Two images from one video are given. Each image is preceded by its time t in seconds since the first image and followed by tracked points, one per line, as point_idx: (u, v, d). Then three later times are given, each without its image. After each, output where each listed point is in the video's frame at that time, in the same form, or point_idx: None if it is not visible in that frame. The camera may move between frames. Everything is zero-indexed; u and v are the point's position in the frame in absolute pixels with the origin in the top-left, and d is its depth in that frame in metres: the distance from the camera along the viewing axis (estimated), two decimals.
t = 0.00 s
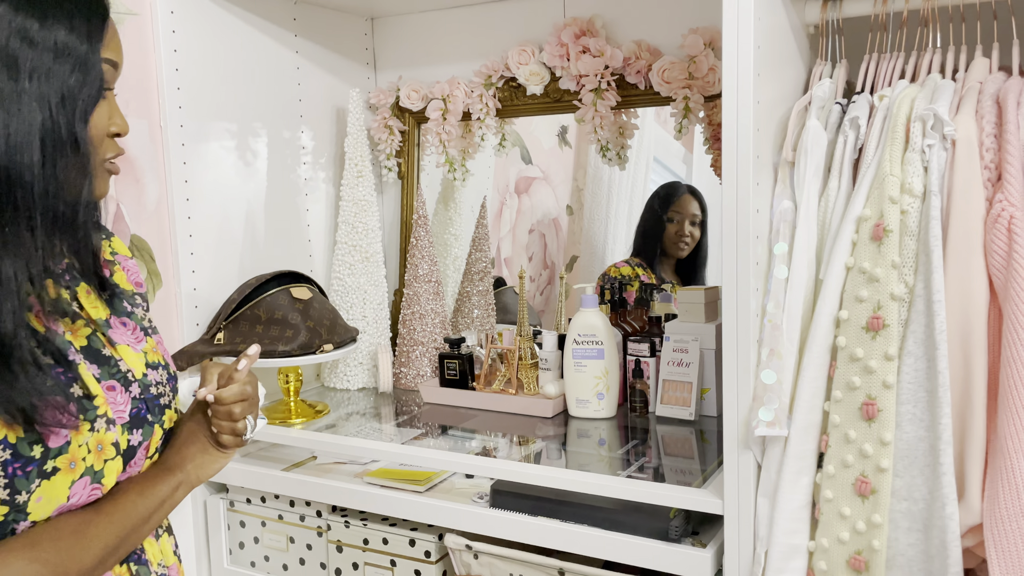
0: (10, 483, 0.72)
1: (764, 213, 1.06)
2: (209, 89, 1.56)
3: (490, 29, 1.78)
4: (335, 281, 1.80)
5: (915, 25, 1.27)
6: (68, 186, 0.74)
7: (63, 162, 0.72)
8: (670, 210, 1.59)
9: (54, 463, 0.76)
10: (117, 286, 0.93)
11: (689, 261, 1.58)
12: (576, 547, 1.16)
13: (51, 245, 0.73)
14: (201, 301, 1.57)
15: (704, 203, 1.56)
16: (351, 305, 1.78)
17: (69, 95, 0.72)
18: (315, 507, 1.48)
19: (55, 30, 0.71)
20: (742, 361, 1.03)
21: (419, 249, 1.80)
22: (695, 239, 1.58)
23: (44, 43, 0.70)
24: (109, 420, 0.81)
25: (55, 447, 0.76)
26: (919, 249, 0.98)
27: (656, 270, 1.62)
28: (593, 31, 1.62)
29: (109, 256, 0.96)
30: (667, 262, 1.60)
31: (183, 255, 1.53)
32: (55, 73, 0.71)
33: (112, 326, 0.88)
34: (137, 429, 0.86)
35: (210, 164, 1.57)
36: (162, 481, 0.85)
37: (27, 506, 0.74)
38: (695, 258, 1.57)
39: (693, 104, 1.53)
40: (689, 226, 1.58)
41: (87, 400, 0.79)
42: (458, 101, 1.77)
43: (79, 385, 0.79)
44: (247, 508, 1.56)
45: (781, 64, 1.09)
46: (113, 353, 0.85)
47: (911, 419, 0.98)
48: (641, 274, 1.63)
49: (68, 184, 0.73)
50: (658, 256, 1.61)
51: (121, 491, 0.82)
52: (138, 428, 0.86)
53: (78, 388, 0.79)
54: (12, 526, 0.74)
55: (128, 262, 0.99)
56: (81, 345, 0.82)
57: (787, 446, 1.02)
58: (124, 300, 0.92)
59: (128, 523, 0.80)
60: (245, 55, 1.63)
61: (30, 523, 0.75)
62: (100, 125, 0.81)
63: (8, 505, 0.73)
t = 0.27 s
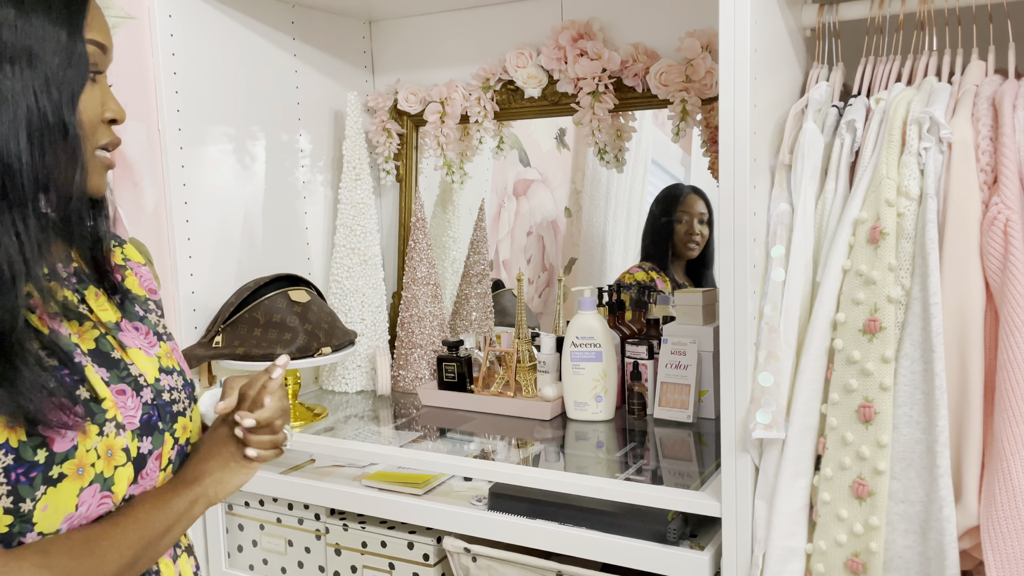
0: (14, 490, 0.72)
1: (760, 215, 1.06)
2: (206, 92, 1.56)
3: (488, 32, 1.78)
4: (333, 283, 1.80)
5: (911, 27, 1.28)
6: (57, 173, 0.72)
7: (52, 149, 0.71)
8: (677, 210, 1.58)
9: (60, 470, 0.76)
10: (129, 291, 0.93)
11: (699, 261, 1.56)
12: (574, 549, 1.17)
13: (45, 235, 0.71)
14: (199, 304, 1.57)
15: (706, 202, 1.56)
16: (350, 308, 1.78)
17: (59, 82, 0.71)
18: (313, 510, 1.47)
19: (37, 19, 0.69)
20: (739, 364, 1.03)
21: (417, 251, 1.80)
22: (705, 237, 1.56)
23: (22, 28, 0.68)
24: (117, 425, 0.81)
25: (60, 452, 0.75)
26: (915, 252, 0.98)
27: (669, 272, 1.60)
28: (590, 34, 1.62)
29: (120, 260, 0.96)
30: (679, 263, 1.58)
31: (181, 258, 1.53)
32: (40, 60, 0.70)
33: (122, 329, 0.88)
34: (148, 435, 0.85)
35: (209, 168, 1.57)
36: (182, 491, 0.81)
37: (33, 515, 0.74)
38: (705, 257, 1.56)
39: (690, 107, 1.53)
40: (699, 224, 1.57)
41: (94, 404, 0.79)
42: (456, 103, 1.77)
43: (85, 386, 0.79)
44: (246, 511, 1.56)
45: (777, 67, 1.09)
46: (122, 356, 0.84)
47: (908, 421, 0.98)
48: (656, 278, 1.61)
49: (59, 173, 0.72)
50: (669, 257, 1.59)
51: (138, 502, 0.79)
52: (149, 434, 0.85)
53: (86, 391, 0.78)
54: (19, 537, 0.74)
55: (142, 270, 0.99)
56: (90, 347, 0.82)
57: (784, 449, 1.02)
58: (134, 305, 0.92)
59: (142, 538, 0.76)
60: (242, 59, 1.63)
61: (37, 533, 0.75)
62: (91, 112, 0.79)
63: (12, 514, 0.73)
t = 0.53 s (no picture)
0: (31, 497, 0.71)
1: (758, 217, 1.06)
2: (205, 95, 1.56)
3: (487, 34, 1.78)
4: (332, 286, 1.80)
5: (908, 30, 1.28)
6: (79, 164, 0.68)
7: (75, 135, 0.67)
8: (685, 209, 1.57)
9: (80, 476, 0.75)
10: (151, 289, 0.93)
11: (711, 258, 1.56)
12: (573, 551, 1.17)
13: (68, 224, 0.68)
14: (198, 307, 1.57)
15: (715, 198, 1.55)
16: (348, 310, 1.78)
17: (76, 71, 0.68)
18: (312, 512, 1.47)
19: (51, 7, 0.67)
20: (738, 365, 1.03)
21: (416, 253, 1.80)
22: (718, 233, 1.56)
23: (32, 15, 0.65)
24: (138, 430, 0.80)
25: (80, 458, 0.74)
26: (912, 253, 0.99)
27: (684, 271, 1.59)
28: (588, 36, 1.63)
29: (142, 258, 0.96)
30: (693, 262, 1.57)
31: (181, 261, 1.53)
32: (56, 48, 0.67)
33: (144, 329, 0.87)
34: (166, 440, 0.84)
35: (207, 171, 1.58)
36: (205, 505, 0.77)
37: (49, 523, 0.73)
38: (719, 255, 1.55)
39: (688, 109, 1.54)
40: (708, 220, 1.56)
41: (116, 407, 0.78)
42: (454, 106, 1.77)
43: (108, 389, 0.77)
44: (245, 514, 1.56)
45: (774, 69, 1.10)
46: (144, 358, 0.84)
47: (906, 422, 0.98)
48: (673, 277, 1.60)
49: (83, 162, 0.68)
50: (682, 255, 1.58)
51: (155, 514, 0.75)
52: (167, 440, 0.84)
53: (108, 394, 0.77)
54: (35, 546, 0.73)
55: (163, 266, 0.99)
56: (110, 347, 0.81)
57: (783, 450, 1.02)
58: (158, 303, 0.92)
59: (157, 553, 0.72)
60: (241, 61, 1.63)
61: (54, 542, 0.74)
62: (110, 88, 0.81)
63: (28, 523, 0.72)
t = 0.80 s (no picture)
0: (47, 506, 0.73)
1: (755, 218, 1.07)
2: (202, 98, 1.56)
3: (484, 37, 1.79)
4: (330, 288, 1.80)
5: (904, 32, 1.29)
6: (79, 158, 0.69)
7: (98, 139, 0.71)
8: (678, 213, 1.57)
9: (93, 483, 0.76)
10: (142, 291, 0.92)
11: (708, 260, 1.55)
12: (571, 552, 1.17)
13: (92, 224, 0.71)
14: (196, 309, 1.57)
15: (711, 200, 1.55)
16: (347, 312, 1.79)
17: (95, 75, 0.72)
18: (311, 514, 1.48)
19: (71, 11, 0.69)
20: (734, 367, 1.03)
21: (414, 255, 1.80)
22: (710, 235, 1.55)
23: (55, 16, 0.68)
24: (146, 437, 0.81)
25: (95, 466, 0.76)
26: (908, 255, 0.99)
27: (683, 275, 1.58)
28: (586, 38, 1.63)
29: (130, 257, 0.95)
30: (691, 265, 1.57)
31: (179, 263, 1.53)
32: (79, 53, 0.69)
33: (143, 333, 0.88)
34: (167, 445, 0.86)
35: (205, 173, 1.58)
36: (192, 506, 0.74)
37: (61, 531, 0.75)
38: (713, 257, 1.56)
39: (686, 110, 1.54)
40: (699, 224, 1.56)
41: (127, 415, 0.79)
42: (453, 108, 1.77)
43: (120, 397, 0.79)
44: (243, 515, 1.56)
45: (770, 71, 1.10)
46: (147, 363, 0.85)
47: (902, 423, 0.99)
48: (669, 278, 1.59)
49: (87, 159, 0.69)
50: (676, 259, 1.58)
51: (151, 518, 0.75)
52: (168, 444, 0.86)
53: (120, 402, 0.79)
54: (45, 553, 0.75)
55: (150, 266, 1.00)
56: (117, 354, 0.82)
57: (780, 450, 1.03)
58: (150, 305, 0.92)
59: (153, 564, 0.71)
60: (240, 63, 1.63)
61: (62, 548, 0.76)
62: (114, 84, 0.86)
63: (42, 531, 0.73)
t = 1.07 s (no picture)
0: (16, 509, 0.79)
1: (750, 219, 1.07)
2: (199, 99, 1.56)
3: (480, 37, 1.79)
4: (327, 289, 1.80)
5: (898, 32, 1.29)
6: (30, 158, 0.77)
7: (60, 155, 0.80)
8: (663, 216, 1.59)
9: (57, 486, 0.82)
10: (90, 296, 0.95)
11: (689, 263, 1.58)
12: (567, 552, 1.17)
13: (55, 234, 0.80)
14: (193, 310, 1.57)
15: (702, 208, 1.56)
16: (344, 313, 1.78)
17: (61, 96, 0.80)
18: (308, 514, 1.48)
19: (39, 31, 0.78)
20: (729, 367, 1.03)
21: (411, 256, 1.80)
22: (691, 241, 1.58)
23: (24, 46, 0.77)
24: (104, 438, 0.87)
25: (57, 470, 0.82)
26: (902, 256, 0.99)
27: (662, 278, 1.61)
28: (582, 38, 1.63)
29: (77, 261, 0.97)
30: (671, 268, 1.59)
31: (175, 264, 1.53)
32: (48, 78, 0.78)
33: (92, 338, 0.91)
34: (128, 444, 0.91)
35: (202, 173, 1.58)
36: (153, 496, 0.88)
37: (30, 532, 0.81)
38: (696, 259, 1.57)
39: (682, 111, 1.54)
40: (682, 228, 1.58)
41: (84, 419, 0.85)
42: (449, 108, 1.77)
43: (76, 402, 0.84)
44: (241, 516, 1.56)
45: (766, 72, 1.10)
46: (99, 368, 0.89)
47: (896, 423, 0.99)
48: (647, 278, 1.62)
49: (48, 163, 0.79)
50: (656, 261, 1.61)
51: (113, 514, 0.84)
52: (128, 443, 0.91)
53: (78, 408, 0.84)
54: (17, 552, 0.81)
55: (96, 268, 1.01)
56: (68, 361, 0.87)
57: (775, 451, 1.03)
58: (99, 310, 0.95)
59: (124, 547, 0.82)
60: (237, 64, 1.63)
61: (33, 546, 0.82)
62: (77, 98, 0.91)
63: (13, 532, 0.80)
